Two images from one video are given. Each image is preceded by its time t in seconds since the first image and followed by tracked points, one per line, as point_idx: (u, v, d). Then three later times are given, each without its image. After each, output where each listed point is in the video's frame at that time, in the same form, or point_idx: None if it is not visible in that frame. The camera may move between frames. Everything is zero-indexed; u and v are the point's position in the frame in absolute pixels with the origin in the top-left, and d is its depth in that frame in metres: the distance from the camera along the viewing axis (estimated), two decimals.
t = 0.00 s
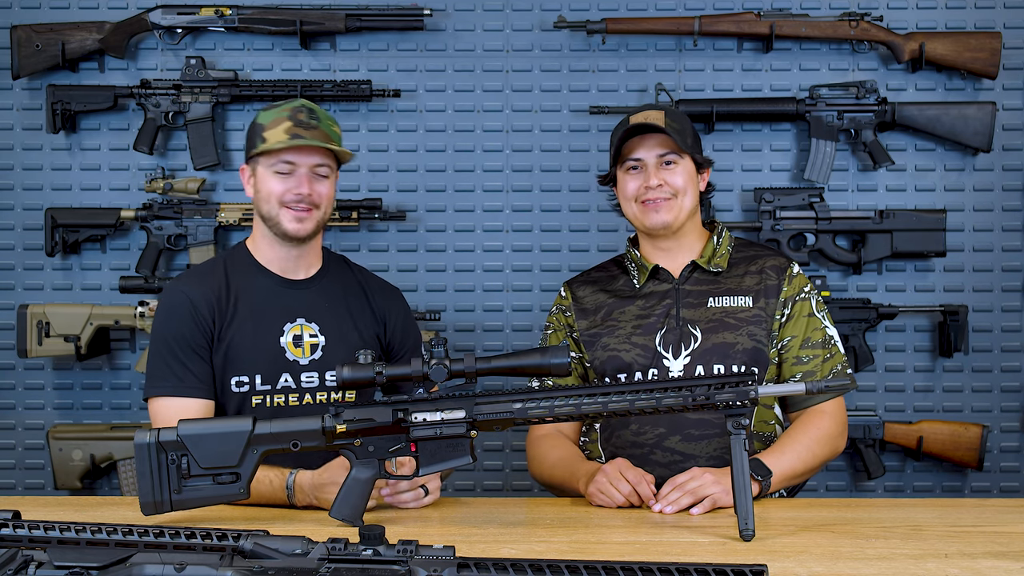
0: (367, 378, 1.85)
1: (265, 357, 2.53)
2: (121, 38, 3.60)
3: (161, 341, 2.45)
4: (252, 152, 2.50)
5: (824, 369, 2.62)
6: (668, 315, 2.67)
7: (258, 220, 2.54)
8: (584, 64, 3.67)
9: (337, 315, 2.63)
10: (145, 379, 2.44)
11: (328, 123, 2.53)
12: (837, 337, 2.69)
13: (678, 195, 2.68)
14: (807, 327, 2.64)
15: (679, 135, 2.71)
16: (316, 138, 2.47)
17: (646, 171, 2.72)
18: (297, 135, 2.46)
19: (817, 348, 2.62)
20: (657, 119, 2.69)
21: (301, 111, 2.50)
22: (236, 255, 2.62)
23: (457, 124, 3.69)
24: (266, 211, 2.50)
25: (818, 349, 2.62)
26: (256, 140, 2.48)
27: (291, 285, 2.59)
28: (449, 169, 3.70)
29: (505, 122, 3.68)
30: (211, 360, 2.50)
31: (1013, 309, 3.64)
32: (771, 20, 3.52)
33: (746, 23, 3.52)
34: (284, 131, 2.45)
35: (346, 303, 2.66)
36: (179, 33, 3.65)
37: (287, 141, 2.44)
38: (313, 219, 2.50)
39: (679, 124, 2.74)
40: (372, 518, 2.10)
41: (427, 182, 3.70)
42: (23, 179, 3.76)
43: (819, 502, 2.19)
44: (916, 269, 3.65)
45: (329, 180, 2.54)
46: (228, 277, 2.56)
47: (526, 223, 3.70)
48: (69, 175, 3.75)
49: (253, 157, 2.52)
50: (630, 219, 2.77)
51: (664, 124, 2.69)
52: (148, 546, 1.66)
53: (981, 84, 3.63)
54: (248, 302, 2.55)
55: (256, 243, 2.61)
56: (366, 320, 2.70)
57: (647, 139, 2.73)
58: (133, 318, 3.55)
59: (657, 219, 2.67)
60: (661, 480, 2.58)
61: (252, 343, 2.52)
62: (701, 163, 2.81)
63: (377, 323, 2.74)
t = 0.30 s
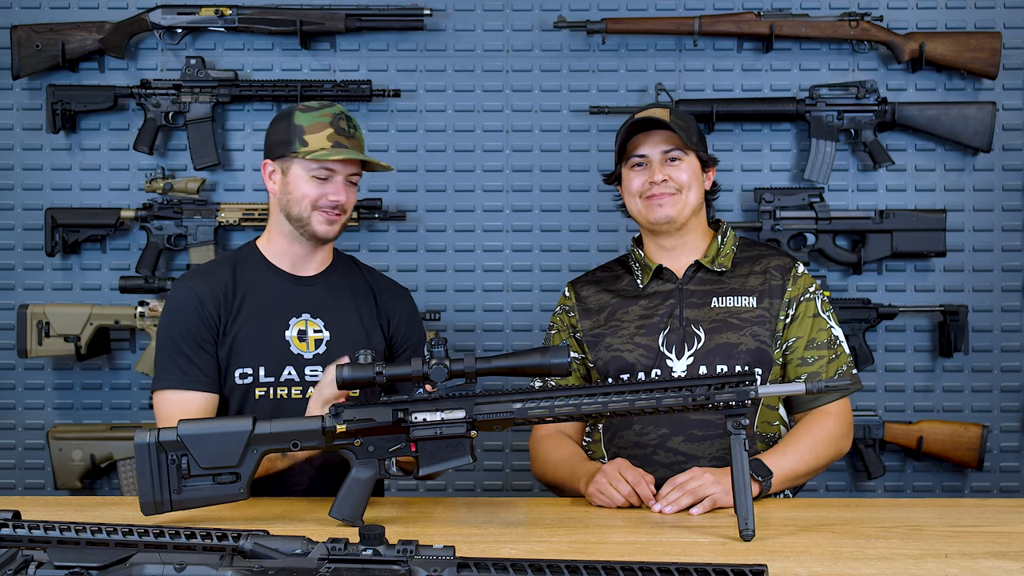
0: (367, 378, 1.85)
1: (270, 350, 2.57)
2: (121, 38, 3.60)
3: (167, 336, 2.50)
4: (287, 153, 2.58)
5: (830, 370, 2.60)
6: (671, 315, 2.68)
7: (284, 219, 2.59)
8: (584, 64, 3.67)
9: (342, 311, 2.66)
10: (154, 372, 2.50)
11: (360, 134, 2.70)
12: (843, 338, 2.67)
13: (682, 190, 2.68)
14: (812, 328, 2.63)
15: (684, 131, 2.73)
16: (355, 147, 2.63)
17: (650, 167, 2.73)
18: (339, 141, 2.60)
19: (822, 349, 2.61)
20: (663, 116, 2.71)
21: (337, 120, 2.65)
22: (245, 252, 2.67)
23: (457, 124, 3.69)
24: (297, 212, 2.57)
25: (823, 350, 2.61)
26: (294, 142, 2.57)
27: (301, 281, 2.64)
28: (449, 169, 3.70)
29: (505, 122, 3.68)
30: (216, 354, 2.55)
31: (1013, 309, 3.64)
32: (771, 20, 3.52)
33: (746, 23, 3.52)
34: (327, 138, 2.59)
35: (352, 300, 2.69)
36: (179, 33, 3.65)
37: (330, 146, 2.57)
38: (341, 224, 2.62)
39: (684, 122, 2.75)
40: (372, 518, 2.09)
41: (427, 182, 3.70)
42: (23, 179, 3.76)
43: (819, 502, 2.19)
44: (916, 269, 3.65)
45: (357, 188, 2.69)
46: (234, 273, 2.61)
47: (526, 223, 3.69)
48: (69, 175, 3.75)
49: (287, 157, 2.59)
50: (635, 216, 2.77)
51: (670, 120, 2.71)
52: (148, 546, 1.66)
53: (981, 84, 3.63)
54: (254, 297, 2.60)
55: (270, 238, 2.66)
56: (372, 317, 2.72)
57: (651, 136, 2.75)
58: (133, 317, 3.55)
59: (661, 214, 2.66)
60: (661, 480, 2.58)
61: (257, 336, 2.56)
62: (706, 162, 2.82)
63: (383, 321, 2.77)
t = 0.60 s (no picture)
0: (367, 378, 1.85)
1: (275, 345, 2.57)
2: (121, 38, 3.60)
3: (171, 330, 2.50)
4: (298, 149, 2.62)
5: (834, 371, 2.60)
6: (676, 315, 2.68)
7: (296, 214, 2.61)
8: (584, 64, 3.67)
9: (348, 310, 2.66)
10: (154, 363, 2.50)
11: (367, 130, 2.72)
12: (848, 338, 2.68)
13: (688, 191, 2.68)
14: (817, 328, 2.63)
15: (689, 131, 2.73)
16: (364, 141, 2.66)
17: (656, 168, 2.73)
18: (348, 136, 2.62)
19: (826, 350, 2.61)
20: (668, 116, 2.72)
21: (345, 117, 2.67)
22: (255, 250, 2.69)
23: (457, 124, 3.69)
24: (310, 208, 2.59)
25: (827, 351, 2.61)
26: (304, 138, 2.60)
27: (310, 279, 2.66)
28: (449, 169, 3.70)
29: (505, 122, 3.68)
30: (219, 351, 2.55)
31: (1013, 309, 3.64)
32: (771, 20, 3.52)
33: (746, 23, 3.52)
34: (335, 132, 2.61)
35: (358, 300, 2.70)
36: (179, 33, 3.65)
37: (340, 140, 2.59)
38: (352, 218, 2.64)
39: (689, 121, 2.75)
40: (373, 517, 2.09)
41: (427, 182, 3.70)
42: (23, 179, 3.76)
43: (819, 502, 2.19)
44: (916, 269, 3.65)
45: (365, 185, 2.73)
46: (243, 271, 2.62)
47: (526, 223, 3.69)
48: (69, 175, 3.75)
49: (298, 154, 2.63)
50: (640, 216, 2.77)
51: (675, 121, 2.71)
52: (148, 546, 1.66)
53: (981, 84, 3.63)
54: (260, 292, 2.61)
55: (280, 238, 2.68)
56: (377, 318, 2.73)
57: (656, 136, 2.75)
58: (133, 318, 3.55)
59: (667, 215, 2.66)
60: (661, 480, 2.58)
61: (263, 332, 2.57)
62: (712, 162, 2.82)
63: (389, 321, 2.77)
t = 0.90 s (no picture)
0: (367, 378, 1.85)
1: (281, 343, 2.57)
2: (121, 38, 3.60)
3: (177, 327, 2.49)
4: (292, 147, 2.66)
5: (837, 372, 2.60)
6: (680, 315, 2.68)
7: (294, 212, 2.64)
8: (584, 64, 3.67)
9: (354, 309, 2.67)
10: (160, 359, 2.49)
11: (364, 124, 2.71)
12: (851, 341, 2.68)
13: (673, 201, 2.68)
14: (820, 330, 2.63)
15: (677, 139, 2.69)
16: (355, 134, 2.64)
17: (642, 176, 2.73)
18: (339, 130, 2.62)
19: (829, 352, 2.61)
20: (658, 123, 2.72)
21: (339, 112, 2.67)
22: (260, 250, 2.69)
23: (457, 124, 3.69)
24: (303, 202, 2.61)
25: (830, 353, 2.61)
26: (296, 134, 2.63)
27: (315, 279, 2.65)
28: (449, 169, 3.70)
29: (505, 122, 3.68)
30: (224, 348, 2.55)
31: (1013, 309, 3.64)
32: (771, 21, 3.52)
33: (746, 23, 3.52)
34: (325, 127, 2.61)
35: (364, 299, 2.69)
36: (179, 33, 3.65)
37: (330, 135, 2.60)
38: (348, 211, 2.63)
39: (681, 126, 2.71)
40: (374, 517, 2.09)
41: (427, 182, 3.70)
42: (23, 179, 3.76)
43: (819, 502, 2.19)
44: (916, 269, 3.65)
45: (363, 176, 2.71)
46: (248, 270, 2.62)
47: (526, 223, 3.69)
48: (69, 175, 3.75)
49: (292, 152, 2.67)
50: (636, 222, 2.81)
51: (661, 129, 2.70)
52: (148, 546, 1.66)
53: (981, 84, 3.63)
54: (266, 291, 2.60)
55: (282, 239, 2.69)
56: (383, 315, 2.71)
57: (642, 144, 2.72)
58: (133, 318, 3.55)
59: (652, 225, 2.70)
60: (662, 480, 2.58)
61: (268, 330, 2.57)
62: (710, 164, 2.74)
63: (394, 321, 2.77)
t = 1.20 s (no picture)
0: (367, 378, 1.85)
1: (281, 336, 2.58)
2: (121, 38, 3.60)
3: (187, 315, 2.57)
4: (288, 148, 2.70)
5: (839, 374, 2.61)
6: (681, 316, 2.68)
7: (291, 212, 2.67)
8: (584, 64, 3.67)
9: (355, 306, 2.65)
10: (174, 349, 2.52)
11: (358, 120, 2.71)
12: (853, 343, 2.68)
13: (663, 203, 2.70)
14: (821, 332, 2.63)
15: (673, 141, 2.71)
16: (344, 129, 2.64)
17: (636, 174, 2.77)
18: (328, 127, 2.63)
19: (831, 353, 2.61)
20: (656, 124, 2.74)
21: (332, 109, 2.66)
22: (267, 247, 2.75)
23: (457, 124, 3.69)
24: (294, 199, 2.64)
25: (832, 355, 2.61)
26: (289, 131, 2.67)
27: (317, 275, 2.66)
28: (449, 169, 3.70)
29: (505, 122, 3.68)
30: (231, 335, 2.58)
31: (1013, 309, 3.64)
32: (771, 20, 3.52)
33: (746, 23, 3.52)
34: (313, 123, 2.62)
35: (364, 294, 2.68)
36: (179, 33, 3.65)
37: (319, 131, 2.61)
38: (338, 205, 2.61)
39: (680, 129, 2.72)
40: (374, 517, 2.09)
41: (427, 182, 3.70)
42: (23, 179, 3.76)
43: (819, 502, 2.19)
44: (916, 269, 3.65)
45: (356, 171, 2.70)
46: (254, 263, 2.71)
47: (526, 223, 3.69)
48: (69, 175, 3.75)
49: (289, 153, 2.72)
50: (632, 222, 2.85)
51: (659, 129, 2.73)
52: (148, 546, 1.66)
53: (981, 84, 3.63)
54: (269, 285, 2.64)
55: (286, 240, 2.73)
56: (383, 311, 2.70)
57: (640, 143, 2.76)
58: (133, 318, 3.55)
59: (640, 225, 2.74)
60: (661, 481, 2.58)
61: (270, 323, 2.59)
62: (706, 170, 2.74)
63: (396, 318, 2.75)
